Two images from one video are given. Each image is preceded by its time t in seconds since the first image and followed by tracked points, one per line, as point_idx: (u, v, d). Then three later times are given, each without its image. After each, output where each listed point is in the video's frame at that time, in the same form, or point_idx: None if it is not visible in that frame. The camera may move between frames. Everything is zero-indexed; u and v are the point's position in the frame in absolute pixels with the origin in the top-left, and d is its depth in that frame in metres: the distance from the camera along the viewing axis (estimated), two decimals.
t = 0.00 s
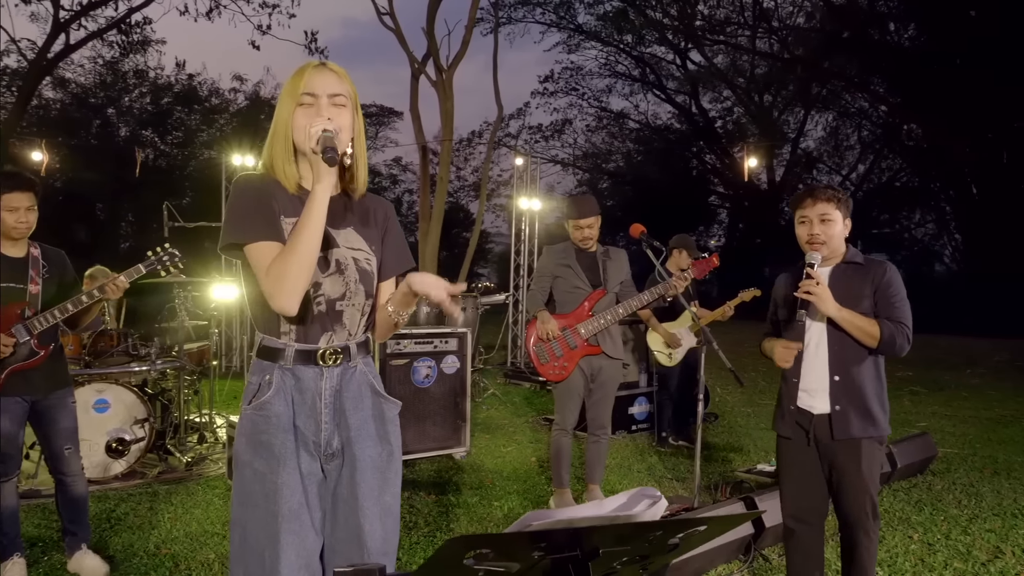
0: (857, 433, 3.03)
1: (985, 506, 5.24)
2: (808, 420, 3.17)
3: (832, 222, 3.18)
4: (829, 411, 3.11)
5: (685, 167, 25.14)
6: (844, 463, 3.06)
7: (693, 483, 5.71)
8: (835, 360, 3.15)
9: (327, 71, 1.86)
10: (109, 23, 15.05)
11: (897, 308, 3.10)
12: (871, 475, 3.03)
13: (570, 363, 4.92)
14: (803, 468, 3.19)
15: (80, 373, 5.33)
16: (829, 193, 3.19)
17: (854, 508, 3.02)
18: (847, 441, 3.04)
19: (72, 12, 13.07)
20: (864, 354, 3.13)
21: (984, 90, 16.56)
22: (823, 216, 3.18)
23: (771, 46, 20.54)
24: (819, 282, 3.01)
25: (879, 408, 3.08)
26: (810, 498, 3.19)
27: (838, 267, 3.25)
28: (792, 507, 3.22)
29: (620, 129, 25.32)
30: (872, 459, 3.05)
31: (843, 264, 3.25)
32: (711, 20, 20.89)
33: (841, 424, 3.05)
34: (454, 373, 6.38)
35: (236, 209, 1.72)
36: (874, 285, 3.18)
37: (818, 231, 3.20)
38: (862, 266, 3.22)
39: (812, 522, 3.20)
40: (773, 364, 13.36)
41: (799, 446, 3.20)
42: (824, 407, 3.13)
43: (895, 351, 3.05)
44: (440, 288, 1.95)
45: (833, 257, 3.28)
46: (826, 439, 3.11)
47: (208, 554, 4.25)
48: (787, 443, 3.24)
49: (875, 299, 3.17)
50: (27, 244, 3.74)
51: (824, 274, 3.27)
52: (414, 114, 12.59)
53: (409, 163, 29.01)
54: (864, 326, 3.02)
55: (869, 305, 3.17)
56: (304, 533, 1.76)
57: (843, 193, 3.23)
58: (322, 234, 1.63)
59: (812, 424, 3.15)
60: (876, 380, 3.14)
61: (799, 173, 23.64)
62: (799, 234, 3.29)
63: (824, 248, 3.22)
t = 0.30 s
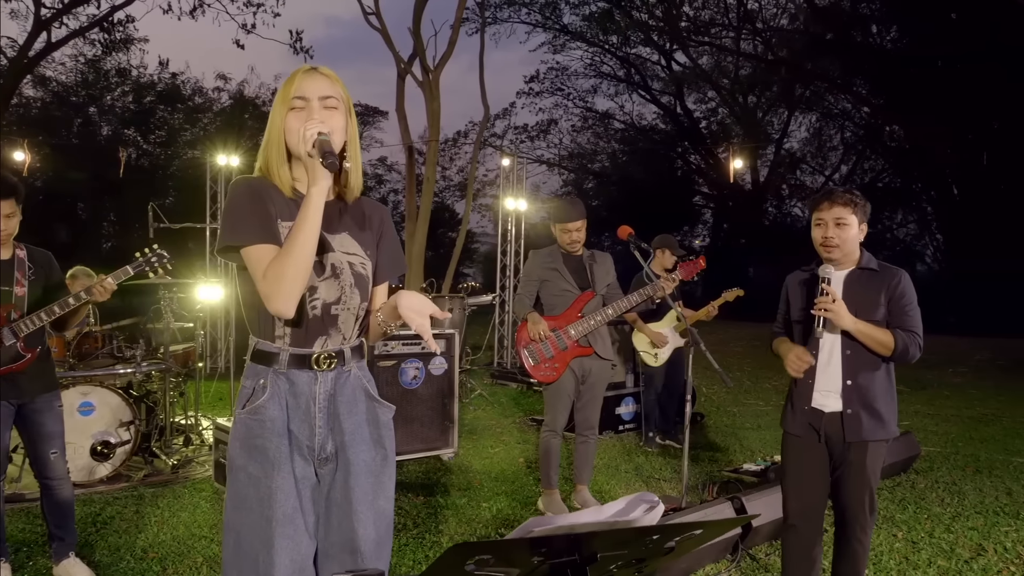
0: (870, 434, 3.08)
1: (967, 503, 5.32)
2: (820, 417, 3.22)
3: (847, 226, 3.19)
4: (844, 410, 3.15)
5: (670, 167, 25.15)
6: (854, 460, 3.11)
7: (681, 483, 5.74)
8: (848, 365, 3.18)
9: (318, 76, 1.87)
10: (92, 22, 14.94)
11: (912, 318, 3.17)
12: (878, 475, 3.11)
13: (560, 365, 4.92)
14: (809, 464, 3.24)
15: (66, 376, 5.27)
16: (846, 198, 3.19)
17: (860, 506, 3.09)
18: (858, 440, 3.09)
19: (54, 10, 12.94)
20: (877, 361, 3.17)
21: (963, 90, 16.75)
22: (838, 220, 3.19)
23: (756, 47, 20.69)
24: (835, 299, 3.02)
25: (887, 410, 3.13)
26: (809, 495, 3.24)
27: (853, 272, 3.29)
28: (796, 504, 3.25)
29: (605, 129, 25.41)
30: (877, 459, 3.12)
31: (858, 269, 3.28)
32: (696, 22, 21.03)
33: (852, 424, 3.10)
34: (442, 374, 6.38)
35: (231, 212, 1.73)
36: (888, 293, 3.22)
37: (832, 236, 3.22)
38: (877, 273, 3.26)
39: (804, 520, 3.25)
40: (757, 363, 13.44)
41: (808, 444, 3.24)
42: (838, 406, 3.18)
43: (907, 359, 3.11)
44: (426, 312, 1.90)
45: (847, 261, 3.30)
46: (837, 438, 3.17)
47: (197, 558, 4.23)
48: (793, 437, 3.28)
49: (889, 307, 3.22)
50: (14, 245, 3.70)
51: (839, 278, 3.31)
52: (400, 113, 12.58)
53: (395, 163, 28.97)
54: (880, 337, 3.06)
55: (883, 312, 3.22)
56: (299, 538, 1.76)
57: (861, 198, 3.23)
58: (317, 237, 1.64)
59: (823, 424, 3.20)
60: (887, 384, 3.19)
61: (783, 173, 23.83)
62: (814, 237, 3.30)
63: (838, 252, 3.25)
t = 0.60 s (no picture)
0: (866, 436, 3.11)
1: (956, 502, 5.36)
2: (816, 416, 3.25)
3: (852, 234, 3.23)
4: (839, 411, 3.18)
5: (661, 167, 25.17)
6: (847, 459, 3.14)
7: (673, 483, 5.77)
8: (846, 370, 3.21)
9: (315, 81, 1.87)
10: (81, 21, 14.86)
11: (912, 327, 3.19)
12: (872, 475, 3.13)
13: (553, 367, 4.95)
14: (807, 462, 3.27)
15: (56, 377, 5.25)
16: (853, 206, 3.22)
17: (853, 504, 3.12)
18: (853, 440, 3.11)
19: (43, 8, 12.87)
20: (875, 366, 3.19)
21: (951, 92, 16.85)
22: (844, 229, 3.23)
23: (746, 48, 20.77)
24: (836, 299, 3.05)
25: (882, 413, 3.15)
26: (806, 493, 3.27)
27: (857, 278, 3.31)
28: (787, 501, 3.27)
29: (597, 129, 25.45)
30: (870, 460, 3.14)
31: (863, 275, 3.32)
32: (688, 23, 21.11)
33: (848, 425, 3.13)
34: (434, 375, 6.38)
35: (228, 214, 1.73)
36: (889, 300, 3.25)
37: (837, 243, 3.27)
38: (882, 280, 3.28)
39: (797, 517, 3.29)
40: (747, 363, 13.50)
41: (804, 440, 3.27)
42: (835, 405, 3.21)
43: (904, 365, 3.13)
44: (421, 313, 1.89)
45: (851, 267, 3.34)
46: (831, 436, 3.19)
47: (189, 560, 4.22)
48: (791, 435, 3.31)
49: (889, 313, 3.24)
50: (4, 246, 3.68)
51: (841, 283, 3.34)
52: (392, 113, 12.57)
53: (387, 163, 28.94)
54: (877, 341, 3.09)
55: (883, 319, 3.25)
56: (294, 538, 1.77)
57: (868, 205, 3.25)
58: (313, 242, 1.65)
59: (818, 422, 3.23)
60: (883, 389, 3.21)
61: (773, 174, 23.95)
62: (820, 244, 3.35)
63: (843, 259, 3.29)
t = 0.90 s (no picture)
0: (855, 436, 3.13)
1: (951, 502, 5.39)
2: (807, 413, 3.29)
3: (847, 234, 3.26)
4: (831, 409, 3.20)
5: (659, 167, 25.14)
6: (837, 458, 3.16)
7: (669, 483, 5.80)
8: (838, 369, 3.24)
9: (314, 85, 1.90)
10: (79, 21, 14.86)
11: (905, 327, 3.20)
12: (864, 474, 3.15)
13: (548, 366, 4.96)
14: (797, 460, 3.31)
15: (56, 377, 5.26)
16: (848, 207, 3.25)
17: (844, 501, 3.14)
18: (843, 440, 3.14)
19: (41, 9, 12.87)
20: (865, 365, 3.21)
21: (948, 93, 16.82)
22: (839, 229, 3.27)
23: (742, 48, 20.79)
24: (827, 294, 3.12)
25: (874, 414, 3.17)
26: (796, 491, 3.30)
27: (853, 278, 3.34)
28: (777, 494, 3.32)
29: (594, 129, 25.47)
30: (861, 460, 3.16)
31: (858, 275, 3.34)
32: (684, 23, 21.16)
33: (838, 424, 3.15)
34: (432, 375, 6.41)
35: (229, 214, 1.76)
36: (884, 301, 3.27)
37: (832, 243, 3.30)
38: (877, 281, 3.31)
39: (790, 515, 3.32)
40: (744, 363, 13.53)
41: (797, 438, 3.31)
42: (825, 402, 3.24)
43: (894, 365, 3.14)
44: (407, 322, 1.91)
45: (848, 267, 3.36)
46: (822, 433, 3.23)
47: (187, 559, 4.24)
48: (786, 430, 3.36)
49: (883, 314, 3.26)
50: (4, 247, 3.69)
51: (836, 282, 3.38)
52: (390, 113, 12.59)
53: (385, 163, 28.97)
54: (865, 338, 3.11)
55: (876, 320, 3.27)
56: (293, 536, 1.79)
57: (864, 205, 3.27)
58: (312, 244, 1.67)
59: (810, 419, 3.27)
60: (875, 389, 3.21)
61: (770, 174, 24.01)
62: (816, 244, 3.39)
63: (839, 259, 3.32)
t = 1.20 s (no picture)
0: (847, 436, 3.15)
1: (945, 500, 5.42)
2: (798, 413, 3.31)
3: (834, 235, 3.29)
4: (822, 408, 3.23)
5: (656, 167, 25.11)
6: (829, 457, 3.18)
7: (665, 481, 5.81)
8: (827, 369, 3.27)
9: (310, 86, 1.91)
10: (77, 21, 14.85)
11: (891, 328, 3.21)
12: (856, 474, 3.17)
13: (540, 366, 4.99)
14: (787, 459, 3.34)
15: (53, 376, 5.28)
16: (837, 208, 3.28)
17: (835, 500, 3.16)
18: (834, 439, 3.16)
19: (39, 8, 12.86)
20: (852, 366, 3.23)
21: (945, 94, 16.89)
22: (826, 231, 3.30)
23: (740, 48, 20.84)
24: (812, 294, 3.13)
25: (864, 414, 3.19)
26: (787, 490, 3.32)
27: (840, 280, 3.36)
28: (768, 492, 3.33)
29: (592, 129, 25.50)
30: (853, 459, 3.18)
31: (847, 277, 3.36)
32: (682, 23, 21.24)
33: (829, 425, 3.18)
34: (429, 375, 6.43)
35: (224, 214, 1.77)
36: (872, 302, 3.29)
37: (819, 244, 3.33)
38: (866, 282, 3.32)
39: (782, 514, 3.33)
40: (740, 363, 13.54)
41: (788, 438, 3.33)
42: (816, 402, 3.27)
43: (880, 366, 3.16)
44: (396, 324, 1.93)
45: (836, 269, 3.38)
46: (813, 433, 3.25)
47: (183, 558, 4.25)
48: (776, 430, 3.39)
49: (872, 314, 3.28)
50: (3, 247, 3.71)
51: (824, 284, 3.40)
52: (388, 113, 12.60)
53: (382, 164, 28.97)
54: (850, 338, 3.13)
55: (864, 320, 3.29)
56: (286, 533, 1.80)
57: (852, 206, 3.29)
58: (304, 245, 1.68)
59: (800, 418, 3.29)
60: (864, 390, 3.23)
61: (767, 174, 24.05)
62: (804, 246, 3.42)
63: (827, 261, 3.34)
